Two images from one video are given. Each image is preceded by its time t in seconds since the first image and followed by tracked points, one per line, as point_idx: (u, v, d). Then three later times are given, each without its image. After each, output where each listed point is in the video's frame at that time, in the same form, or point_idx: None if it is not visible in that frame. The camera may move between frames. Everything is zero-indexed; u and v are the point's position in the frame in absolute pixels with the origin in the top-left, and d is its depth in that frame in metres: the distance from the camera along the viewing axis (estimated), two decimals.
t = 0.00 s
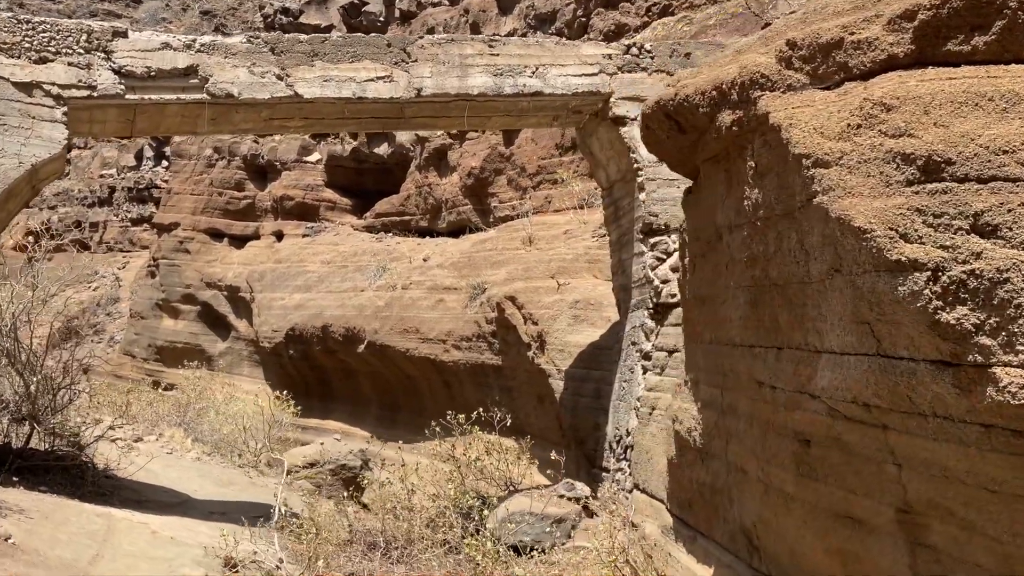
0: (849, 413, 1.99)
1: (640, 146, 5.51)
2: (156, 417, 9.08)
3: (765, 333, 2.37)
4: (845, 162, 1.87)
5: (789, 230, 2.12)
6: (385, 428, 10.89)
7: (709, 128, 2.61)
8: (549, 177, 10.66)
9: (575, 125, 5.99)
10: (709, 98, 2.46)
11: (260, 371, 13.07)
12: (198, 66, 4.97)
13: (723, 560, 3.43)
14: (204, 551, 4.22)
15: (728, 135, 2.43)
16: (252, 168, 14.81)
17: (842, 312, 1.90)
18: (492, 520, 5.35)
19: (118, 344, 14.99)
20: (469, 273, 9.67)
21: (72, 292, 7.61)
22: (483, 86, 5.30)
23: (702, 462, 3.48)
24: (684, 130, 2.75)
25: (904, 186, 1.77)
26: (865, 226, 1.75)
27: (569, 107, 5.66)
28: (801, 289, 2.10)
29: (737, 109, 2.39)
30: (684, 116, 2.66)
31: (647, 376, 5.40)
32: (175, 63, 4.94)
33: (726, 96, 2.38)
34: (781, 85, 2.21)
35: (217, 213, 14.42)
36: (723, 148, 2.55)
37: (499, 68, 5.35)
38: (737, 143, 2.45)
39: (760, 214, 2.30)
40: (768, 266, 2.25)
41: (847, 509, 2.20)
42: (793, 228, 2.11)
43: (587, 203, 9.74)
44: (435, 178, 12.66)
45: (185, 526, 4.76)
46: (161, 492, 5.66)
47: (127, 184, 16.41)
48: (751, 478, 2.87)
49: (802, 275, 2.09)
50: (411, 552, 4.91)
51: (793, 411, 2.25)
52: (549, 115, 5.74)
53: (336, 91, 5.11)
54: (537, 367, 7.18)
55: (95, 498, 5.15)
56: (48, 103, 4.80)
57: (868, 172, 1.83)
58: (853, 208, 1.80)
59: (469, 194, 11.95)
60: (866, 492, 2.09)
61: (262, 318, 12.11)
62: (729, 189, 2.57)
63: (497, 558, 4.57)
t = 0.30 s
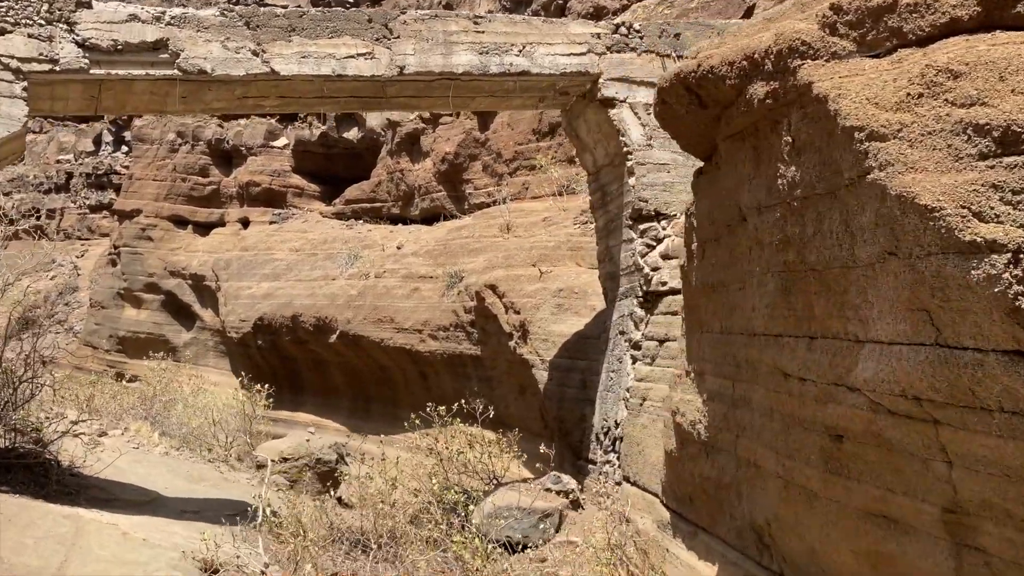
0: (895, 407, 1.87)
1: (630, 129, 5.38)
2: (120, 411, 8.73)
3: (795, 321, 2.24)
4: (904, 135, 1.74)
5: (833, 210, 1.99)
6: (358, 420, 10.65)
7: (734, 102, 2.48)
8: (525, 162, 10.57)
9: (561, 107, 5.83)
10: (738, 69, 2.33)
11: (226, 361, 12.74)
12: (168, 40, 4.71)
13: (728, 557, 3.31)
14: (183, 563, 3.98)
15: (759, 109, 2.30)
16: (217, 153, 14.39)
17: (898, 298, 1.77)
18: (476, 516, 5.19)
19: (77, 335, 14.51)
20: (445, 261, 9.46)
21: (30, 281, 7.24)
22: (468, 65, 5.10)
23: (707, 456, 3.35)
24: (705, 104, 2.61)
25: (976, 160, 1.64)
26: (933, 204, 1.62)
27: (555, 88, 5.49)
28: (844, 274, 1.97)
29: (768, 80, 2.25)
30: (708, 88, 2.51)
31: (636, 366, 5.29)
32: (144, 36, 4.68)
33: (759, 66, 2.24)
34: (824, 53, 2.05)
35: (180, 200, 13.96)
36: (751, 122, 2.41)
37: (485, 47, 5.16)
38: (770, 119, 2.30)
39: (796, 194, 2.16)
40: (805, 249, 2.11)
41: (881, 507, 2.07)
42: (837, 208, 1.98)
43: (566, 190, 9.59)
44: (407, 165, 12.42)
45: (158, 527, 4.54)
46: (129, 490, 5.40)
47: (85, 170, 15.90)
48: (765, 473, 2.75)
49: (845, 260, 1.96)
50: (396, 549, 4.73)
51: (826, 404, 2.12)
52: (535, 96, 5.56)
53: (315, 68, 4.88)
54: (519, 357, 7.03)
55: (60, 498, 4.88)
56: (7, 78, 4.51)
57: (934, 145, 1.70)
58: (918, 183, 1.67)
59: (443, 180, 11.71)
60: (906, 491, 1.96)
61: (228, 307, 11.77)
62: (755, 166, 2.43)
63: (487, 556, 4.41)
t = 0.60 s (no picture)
0: (948, 400, 1.76)
1: (620, 113, 5.22)
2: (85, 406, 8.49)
3: (833, 309, 2.14)
4: (979, 108, 1.64)
5: (890, 191, 1.89)
6: (331, 412, 10.43)
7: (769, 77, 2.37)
8: (502, 149, 10.36)
9: (546, 90, 5.65)
10: (777, 39, 2.22)
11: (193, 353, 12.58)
12: (139, 14, 4.46)
13: (736, 553, 3.21)
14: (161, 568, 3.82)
15: (798, 84, 2.19)
16: (182, 139, 13.97)
17: (969, 283, 1.67)
18: (465, 511, 5.01)
19: (37, 327, 14.05)
20: (422, 249, 9.26)
21: None
22: (455, 45, 4.92)
23: (715, 450, 3.23)
24: (734, 78, 2.49)
25: None
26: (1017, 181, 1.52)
27: (543, 70, 5.32)
28: (897, 259, 1.87)
29: (808, 53, 2.15)
30: (739, 62, 2.39)
31: (627, 356, 5.17)
32: (113, 10, 4.42)
33: (801, 37, 2.13)
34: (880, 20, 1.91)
35: (144, 186, 13.54)
36: (786, 99, 2.29)
37: (471, 26, 4.97)
38: (808, 95, 2.19)
39: (840, 176, 2.06)
40: (853, 231, 2.01)
41: (920, 505, 1.97)
42: (893, 188, 1.88)
43: (544, 178, 9.43)
44: (379, 151, 12.15)
45: (133, 529, 4.34)
46: (99, 489, 5.16)
47: (42, 156, 15.35)
48: (784, 468, 2.64)
49: (900, 244, 1.86)
50: (383, 547, 4.58)
51: (866, 396, 2.02)
52: (522, 78, 5.39)
53: (295, 46, 4.68)
54: (501, 348, 6.87)
55: (26, 499, 4.62)
56: None
57: (1011, 119, 1.59)
58: (1001, 158, 1.57)
59: (417, 167, 11.48)
60: (951, 488, 1.85)
61: (196, 298, 11.44)
62: (788, 146, 2.32)
63: (478, 552, 4.28)
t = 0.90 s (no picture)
0: (1007, 382, 1.66)
1: (607, 94, 5.09)
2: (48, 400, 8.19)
3: (872, 288, 2.04)
4: None
5: (946, 161, 1.80)
6: (303, 403, 10.18)
7: (801, 42, 2.27)
8: (477, 134, 10.16)
9: (530, 70, 5.49)
10: None
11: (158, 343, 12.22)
12: None
13: (742, 544, 3.09)
14: (137, 569, 3.63)
15: (838, 48, 2.09)
16: (144, 125, 13.55)
17: None
18: (451, 504, 4.84)
19: None
20: (397, 237, 9.03)
21: None
22: (438, 21, 4.74)
23: (719, 439, 3.12)
24: (762, 45, 2.39)
25: None
26: None
27: (529, 48, 5.15)
28: (953, 233, 1.77)
29: (850, 14, 2.04)
30: (770, 25, 2.29)
31: (615, 342, 5.04)
32: None
33: None
34: None
35: (105, 173, 13.12)
36: (821, 65, 2.18)
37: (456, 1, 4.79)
38: (847, 61, 2.09)
39: (885, 147, 1.96)
40: (901, 204, 1.91)
41: (962, 493, 1.87)
42: (951, 157, 1.79)
43: (522, 163, 9.24)
44: (349, 137, 11.87)
45: (106, 529, 4.14)
46: (67, 485, 4.92)
47: None
48: (801, 456, 2.54)
49: (958, 216, 1.76)
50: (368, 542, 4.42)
51: (910, 378, 1.92)
52: (507, 57, 5.22)
53: (273, 20, 4.47)
54: (482, 336, 6.71)
55: None
56: None
57: None
58: None
59: (389, 152, 11.23)
60: (1002, 477, 1.76)
61: (161, 288, 11.10)
62: (821, 116, 2.21)
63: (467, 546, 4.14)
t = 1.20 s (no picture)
0: None
1: (596, 74, 4.88)
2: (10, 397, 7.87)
3: (918, 266, 1.89)
4: None
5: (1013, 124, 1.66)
6: (275, 396, 9.89)
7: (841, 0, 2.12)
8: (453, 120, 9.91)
9: (514, 49, 5.25)
10: None
11: (123, 336, 11.85)
12: None
13: (749, 541, 2.93)
14: None
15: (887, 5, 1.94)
16: (107, 111, 13.09)
17: None
18: (435, 500, 4.65)
19: None
20: (372, 225, 8.77)
21: None
22: None
23: (726, 431, 2.97)
24: (795, 3, 2.23)
25: None
26: None
27: (514, 26, 4.94)
28: (1020, 202, 1.63)
29: None
30: None
31: (604, 332, 4.87)
32: None
33: None
34: None
35: (66, 161, 12.67)
36: (863, 24, 2.03)
37: None
38: (895, 19, 1.94)
39: (940, 110, 1.81)
40: (957, 171, 1.77)
41: (1011, 489, 1.73)
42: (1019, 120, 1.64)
43: (500, 150, 9.03)
44: (321, 123, 11.56)
45: (71, 532, 3.89)
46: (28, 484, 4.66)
47: None
48: (821, 447, 2.39)
49: None
50: (350, 542, 4.21)
51: (962, 362, 1.78)
52: (491, 35, 5.00)
53: None
54: (464, 326, 6.50)
55: None
56: None
57: None
58: None
59: (361, 139, 10.94)
60: None
61: (126, 279, 10.71)
62: (861, 80, 2.07)
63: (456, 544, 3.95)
